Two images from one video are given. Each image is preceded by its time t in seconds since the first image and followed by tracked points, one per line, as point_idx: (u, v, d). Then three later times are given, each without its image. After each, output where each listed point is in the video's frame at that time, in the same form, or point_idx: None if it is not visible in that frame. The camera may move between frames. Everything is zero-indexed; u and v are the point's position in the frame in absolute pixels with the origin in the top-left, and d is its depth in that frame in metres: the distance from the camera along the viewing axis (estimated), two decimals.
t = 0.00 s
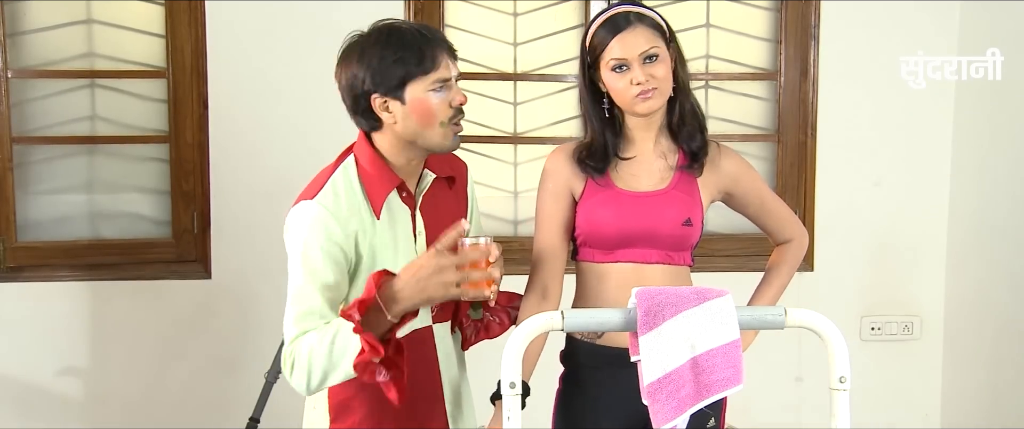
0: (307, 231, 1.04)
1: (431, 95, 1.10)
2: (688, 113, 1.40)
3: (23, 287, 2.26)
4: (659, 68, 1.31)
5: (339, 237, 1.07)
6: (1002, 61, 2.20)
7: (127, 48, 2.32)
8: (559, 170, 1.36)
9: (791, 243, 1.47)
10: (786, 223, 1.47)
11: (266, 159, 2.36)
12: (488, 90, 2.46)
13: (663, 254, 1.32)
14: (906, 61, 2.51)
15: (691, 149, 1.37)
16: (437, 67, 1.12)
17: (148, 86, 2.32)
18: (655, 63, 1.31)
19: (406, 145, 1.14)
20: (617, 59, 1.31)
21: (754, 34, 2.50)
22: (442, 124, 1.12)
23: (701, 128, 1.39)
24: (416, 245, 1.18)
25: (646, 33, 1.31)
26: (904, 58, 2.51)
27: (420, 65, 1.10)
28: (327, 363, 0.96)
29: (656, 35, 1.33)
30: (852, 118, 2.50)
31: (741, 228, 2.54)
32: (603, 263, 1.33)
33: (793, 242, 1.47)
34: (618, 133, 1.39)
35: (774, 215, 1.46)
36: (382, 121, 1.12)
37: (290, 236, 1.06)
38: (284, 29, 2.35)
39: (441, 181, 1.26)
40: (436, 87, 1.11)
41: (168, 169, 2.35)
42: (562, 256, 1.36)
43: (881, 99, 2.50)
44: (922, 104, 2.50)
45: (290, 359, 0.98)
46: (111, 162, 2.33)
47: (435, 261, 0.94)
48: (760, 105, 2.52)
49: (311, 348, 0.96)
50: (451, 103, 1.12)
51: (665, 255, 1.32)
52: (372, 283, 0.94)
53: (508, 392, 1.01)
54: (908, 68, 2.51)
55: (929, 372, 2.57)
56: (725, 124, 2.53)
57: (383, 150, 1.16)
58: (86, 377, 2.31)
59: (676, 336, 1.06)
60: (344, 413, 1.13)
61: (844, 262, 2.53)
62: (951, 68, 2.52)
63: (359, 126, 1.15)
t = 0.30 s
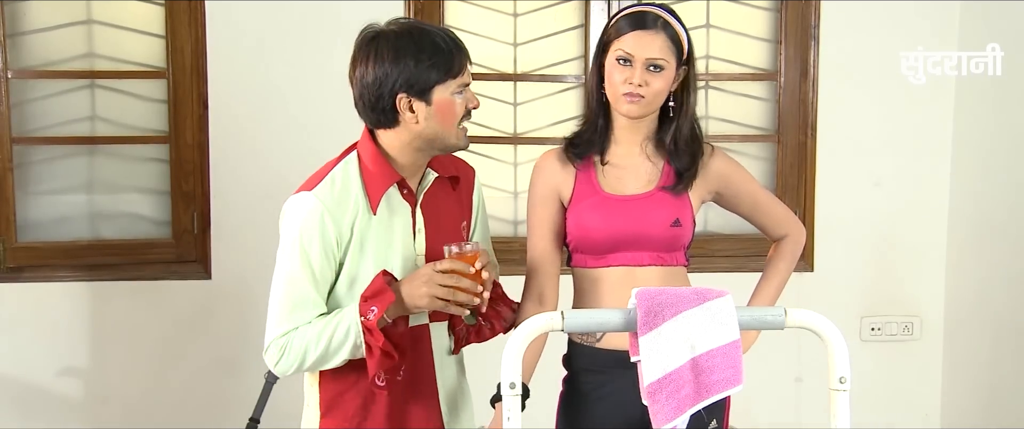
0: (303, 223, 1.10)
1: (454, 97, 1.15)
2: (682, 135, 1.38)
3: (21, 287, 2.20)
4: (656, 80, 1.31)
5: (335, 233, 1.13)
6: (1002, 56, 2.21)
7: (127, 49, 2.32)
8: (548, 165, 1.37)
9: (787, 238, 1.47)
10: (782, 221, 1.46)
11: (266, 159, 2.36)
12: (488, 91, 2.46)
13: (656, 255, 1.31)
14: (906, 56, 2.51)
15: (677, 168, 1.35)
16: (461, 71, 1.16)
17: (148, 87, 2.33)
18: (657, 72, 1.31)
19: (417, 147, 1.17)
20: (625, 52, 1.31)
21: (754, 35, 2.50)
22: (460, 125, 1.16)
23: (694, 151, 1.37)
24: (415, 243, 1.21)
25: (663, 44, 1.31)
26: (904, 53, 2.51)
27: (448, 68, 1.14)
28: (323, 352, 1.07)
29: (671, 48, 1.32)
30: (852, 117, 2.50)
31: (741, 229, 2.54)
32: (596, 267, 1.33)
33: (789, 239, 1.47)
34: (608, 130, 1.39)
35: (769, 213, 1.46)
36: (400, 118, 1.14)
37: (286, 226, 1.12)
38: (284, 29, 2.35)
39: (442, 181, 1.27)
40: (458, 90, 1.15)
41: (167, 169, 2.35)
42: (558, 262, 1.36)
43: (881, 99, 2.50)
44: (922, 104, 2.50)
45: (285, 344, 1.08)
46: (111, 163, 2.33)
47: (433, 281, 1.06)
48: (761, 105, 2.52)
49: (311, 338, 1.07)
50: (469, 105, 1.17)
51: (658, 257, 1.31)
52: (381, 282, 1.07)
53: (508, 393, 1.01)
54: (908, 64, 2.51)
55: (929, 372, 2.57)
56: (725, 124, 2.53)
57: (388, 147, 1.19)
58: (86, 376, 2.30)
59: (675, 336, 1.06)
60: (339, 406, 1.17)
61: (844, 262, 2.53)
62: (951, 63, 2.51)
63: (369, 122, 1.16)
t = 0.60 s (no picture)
0: (297, 204, 1.14)
1: (434, 94, 1.14)
2: (683, 120, 1.40)
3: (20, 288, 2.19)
4: (659, 69, 1.32)
5: (324, 219, 1.16)
6: (1002, 51, 2.20)
7: (127, 50, 2.32)
8: (551, 166, 1.36)
9: (786, 239, 1.48)
10: (781, 221, 1.47)
11: (265, 160, 2.36)
12: (488, 91, 2.45)
13: (659, 254, 1.31)
14: (906, 51, 2.51)
15: (683, 154, 1.36)
16: (445, 68, 1.15)
17: (148, 87, 2.33)
18: (656, 63, 1.32)
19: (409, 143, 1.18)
20: (620, 52, 1.31)
21: (753, 35, 2.50)
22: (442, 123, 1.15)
23: (695, 134, 1.39)
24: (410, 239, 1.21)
25: (652, 33, 1.32)
26: (904, 48, 2.51)
27: (432, 62, 1.14)
28: (298, 337, 1.09)
29: (662, 36, 1.33)
30: (852, 117, 2.50)
31: (741, 229, 2.54)
32: (600, 266, 1.33)
33: (788, 240, 1.48)
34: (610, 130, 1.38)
35: (769, 213, 1.46)
36: (388, 111, 1.17)
37: (284, 205, 1.16)
38: (284, 29, 2.35)
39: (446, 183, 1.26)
40: (441, 87, 1.15)
41: (167, 169, 2.35)
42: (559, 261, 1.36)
43: (881, 99, 2.50)
44: (922, 104, 2.50)
45: (268, 323, 1.10)
46: (112, 163, 2.33)
47: (404, 273, 1.06)
48: (760, 106, 2.52)
49: (290, 320, 1.09)
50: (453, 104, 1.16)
51: (661, 256, 1.31)
52: (365, 271, 1.09)
53: (508, 393, 1.01)
54: (908, 59, 2.51)
55: (928, 373, 2.57)
56: (725, 125, 2.53)
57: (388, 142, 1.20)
58: (86, 377, 2.29)
59: (675, 337, 1.06)
60: (325, 394, 1.19)
61: (844, 262, 2.53)
62: (951, 58, 2.52)
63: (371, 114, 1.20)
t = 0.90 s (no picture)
0: (290, 185, 1.16)
1: (441, 96, 1.13)
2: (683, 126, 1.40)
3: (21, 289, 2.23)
4: (656, 72, 1.31)
5: (314, 203, 1.15)
6: (1002, 46, 2.20)
7: (127, 50, 2.32)
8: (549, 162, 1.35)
9: (784, 243, 1.49)
10: (779, 225, 1.48)
11: (265, 161, 2.36)
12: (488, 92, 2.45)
13: (655, 256, 1.32)
14: (906, 47, 2.52)
15: (681, 159, 1.36)
16: (453, 70, 1.13)
17: (147, 88, 2.33)
18: (656, 65, 1.31)
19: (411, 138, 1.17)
20: (620, 52, 1.30)
21: (753, 36, 2.50)
22: (448, 126, 1.14)
23: (694, 140, 1.39)
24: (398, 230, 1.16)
25: (655, 35, 1.31)
26: (904, 44, 2.52)
27: (441, 66, 1.13)
28: (267, 314, 1.10)
29: (665, 39, 1.33)
30: (852, 117, 2.50)
31: (741, 230, 2.54)
32: (595, 266, 1.32)
33: (785, 245, 1.49)
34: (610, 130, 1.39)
35: (767, 217, 1.47)
36: (399, 110, 1.17)
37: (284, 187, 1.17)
38: (285, 29, 2.35)
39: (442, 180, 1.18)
40: (449, 88, 1.13)
41: (167, 170, 2.35)
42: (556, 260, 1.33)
43: (881, 99, 2.50)
44: (922, 104, 2.51)
45: (246, 295, 1.12)
46: (111, 164, 2.33)
47: (352, 264, 1.03)
48: (760, 106, 2.52)
49: (261, 296, 1.10)
50: (461, 107, 1.14)
51: (656, 258, 1.31)
52: (330, 256, 1.05)
53: (508, 394, 1.02)
54: (908, 54, 2.52)
55: (928, 373, 2.58)
56: (725, 125, 2.53)
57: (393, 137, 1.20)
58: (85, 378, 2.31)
59: (675, 337, 1.06)
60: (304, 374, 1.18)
61: (844, 263, 2.53)
62: (951, 53, 2.50)
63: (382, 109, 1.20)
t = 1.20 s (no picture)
0: (288, 191, 1.21)
1: (454, 103, 1.15)
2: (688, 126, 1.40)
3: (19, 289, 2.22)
4: (661, 71, 1.31)
5: (311, 205, 1.20)
6: (1002, 41, 2.20)
7: (127, 51, 2.32)
8: (550, 164, 1.36)
9: (779, 247, 1.49)
10: (775, 229, 1.49)
11: (265, 161, 2.36)
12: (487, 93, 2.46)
13: (657, 257, 1.31)
14: (906, 42, 2.51)
15: (686, 160, 1.37)
16: (467, 78, 1.16)
17: (147, 89, 2.33)
18: (660, 65, 1.31)
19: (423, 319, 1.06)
20: (624, 53, 1.31)
21: (752, 37, 2.50)
22: (460, 130, 1.16)
23: (697, 140, 1.39)
24: (399, 236, 1.20)
25: (659, 36, 1.31)
26: (904, 39, 2.51)
27: (457, 76, 1.15)
28: (260, 312, 1.14)
29: (669, 38, 1.33)
30: (852, 117, 2.50)
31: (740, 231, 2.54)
32: (597, 266, 1.32)
33: (781, 248, 1.49)
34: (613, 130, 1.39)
35: (764, 221, 1.48)
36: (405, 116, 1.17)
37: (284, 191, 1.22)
38: (285, 29, 2.35)
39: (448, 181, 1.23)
40: (462, 96, 1.16)
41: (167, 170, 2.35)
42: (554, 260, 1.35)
43: (881, 99, 2.50)
44: (922, 104, 2.51)
45: (239, 292, 1.17)
46: (111, 165, 2.33)
47: (335, 257, 1.06)
48: (759, 107, 2.52)
49: (253, 293, 1.14)
50: (472, 112, 1.17)
51: (659, 258, 1.31)
52: (320, 253, 1.10)
53: (507, 395, 1.01)
54: (908, 49, 2.51)
55: (927, 374, 2.58)
56: (725, 126, 2.52)
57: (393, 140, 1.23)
58: (84, 379, 2.31)
59: (674, 338, 1.06)
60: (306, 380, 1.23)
61: (844, 264, 2.53)
62: (951, 49, 2.52)
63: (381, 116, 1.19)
